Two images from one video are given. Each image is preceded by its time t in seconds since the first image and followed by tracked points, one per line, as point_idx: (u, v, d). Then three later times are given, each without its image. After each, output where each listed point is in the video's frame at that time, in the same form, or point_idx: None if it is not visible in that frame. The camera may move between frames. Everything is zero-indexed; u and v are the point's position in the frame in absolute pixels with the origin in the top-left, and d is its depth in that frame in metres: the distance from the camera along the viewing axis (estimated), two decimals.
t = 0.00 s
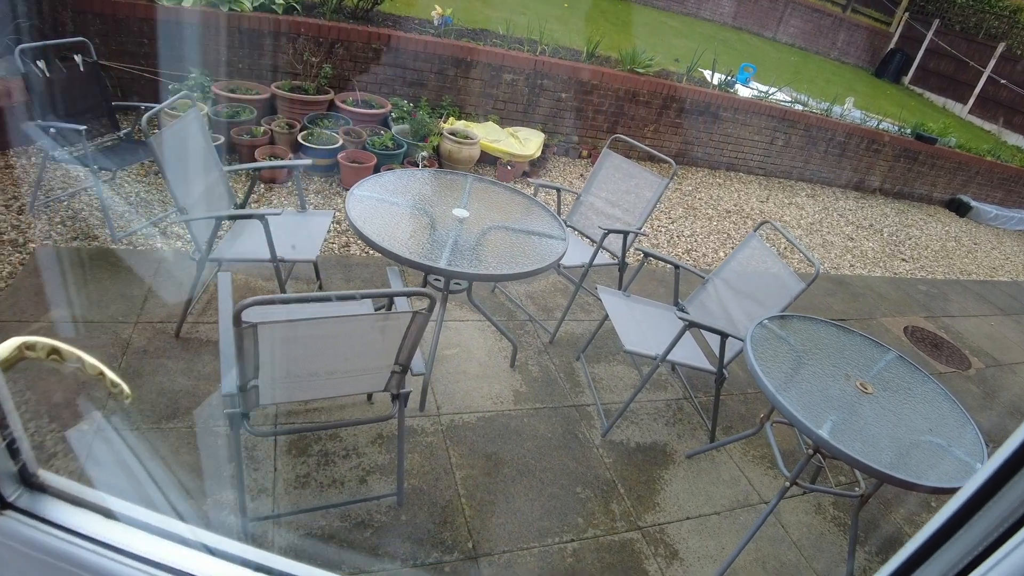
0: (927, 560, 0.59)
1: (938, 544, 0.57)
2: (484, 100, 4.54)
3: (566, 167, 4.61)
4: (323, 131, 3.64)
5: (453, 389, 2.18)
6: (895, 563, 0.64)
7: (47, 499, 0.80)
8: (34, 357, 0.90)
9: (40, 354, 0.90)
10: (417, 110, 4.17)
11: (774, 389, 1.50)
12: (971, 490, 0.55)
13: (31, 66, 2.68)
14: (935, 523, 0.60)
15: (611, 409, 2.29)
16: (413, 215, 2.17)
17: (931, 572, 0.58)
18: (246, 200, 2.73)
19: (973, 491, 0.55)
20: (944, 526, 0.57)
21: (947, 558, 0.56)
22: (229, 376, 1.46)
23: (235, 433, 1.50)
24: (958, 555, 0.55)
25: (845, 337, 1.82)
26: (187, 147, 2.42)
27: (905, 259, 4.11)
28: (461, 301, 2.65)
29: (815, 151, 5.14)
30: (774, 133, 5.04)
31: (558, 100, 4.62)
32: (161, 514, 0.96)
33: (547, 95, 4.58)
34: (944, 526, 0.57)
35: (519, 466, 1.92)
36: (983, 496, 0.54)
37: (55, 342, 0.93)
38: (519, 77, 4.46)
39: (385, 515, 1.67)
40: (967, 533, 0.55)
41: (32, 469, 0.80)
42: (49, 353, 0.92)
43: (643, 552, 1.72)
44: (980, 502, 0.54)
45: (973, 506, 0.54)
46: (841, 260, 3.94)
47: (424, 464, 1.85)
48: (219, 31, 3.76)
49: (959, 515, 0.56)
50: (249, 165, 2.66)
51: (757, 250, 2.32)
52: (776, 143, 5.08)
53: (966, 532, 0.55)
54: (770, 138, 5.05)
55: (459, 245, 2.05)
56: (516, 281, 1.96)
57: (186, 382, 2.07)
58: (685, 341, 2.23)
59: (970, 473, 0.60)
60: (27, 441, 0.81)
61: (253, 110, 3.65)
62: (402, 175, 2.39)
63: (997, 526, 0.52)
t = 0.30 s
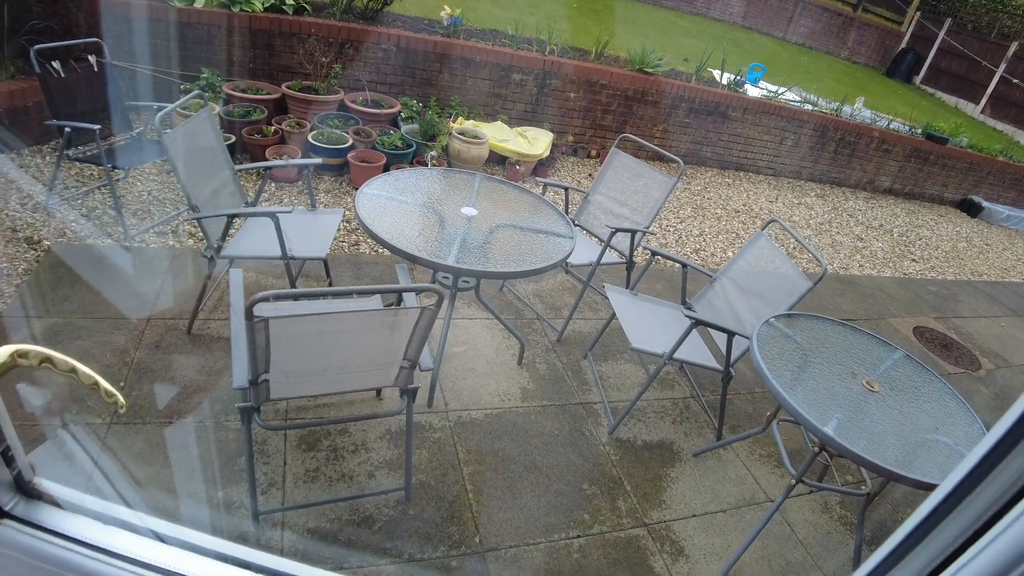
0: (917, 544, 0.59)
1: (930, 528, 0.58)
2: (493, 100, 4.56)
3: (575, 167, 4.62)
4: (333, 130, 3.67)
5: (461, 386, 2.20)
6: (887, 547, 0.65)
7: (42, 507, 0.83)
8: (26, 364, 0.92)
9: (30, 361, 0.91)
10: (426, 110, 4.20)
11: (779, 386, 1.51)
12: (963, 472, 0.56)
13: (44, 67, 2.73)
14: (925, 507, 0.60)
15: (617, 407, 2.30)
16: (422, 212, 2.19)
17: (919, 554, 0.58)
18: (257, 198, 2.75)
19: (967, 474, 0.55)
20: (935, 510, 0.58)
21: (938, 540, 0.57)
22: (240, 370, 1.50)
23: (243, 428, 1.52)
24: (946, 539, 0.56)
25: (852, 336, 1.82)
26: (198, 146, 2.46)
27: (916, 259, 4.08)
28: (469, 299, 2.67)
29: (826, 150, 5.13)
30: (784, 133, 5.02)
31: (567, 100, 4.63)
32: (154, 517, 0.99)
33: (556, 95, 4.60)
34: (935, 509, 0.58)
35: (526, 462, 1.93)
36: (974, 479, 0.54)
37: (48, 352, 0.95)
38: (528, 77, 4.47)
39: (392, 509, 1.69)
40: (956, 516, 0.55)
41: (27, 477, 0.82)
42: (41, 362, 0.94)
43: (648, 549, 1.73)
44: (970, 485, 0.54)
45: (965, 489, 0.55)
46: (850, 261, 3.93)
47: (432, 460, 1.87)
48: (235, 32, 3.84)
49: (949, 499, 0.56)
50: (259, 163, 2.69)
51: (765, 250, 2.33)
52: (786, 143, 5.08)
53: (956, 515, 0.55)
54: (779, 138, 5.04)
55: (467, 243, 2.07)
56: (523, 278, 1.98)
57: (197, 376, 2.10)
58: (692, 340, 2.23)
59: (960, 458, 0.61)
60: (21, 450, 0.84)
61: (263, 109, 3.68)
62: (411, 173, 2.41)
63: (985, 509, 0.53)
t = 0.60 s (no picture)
0: (905, 515, 0.63)
1: (917, 499, 0.61)
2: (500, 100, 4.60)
3: (581, 166, 4.64)
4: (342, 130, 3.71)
5: (468, 382, 2.22)
6: (876, 520, 0.69)
7: (55, 506, 0.83)
8: (34, 366, 0.95)
9: (39, 363, 0.94)
10: (433, 110, 4.24)
11: (783, 383, 1.52)
12: (948, 446, 0.59)
13: (57, 69, 2.79)
14: (912, 481, 0.64)
15: (623, 404, 2.31)
16: (430, 211, 2.22)
17: (907, 525, 0.62)
18: (267, 197, 2.79)
19: (951, 447, 0.59)
20: (921, 484, 0.61)
21: (926, 512, 0.60)
22: (253, 363, 1.53)
23: (255, 421, 1.56)
24: (934, 509, 0.59)
25: (857, 334, 1.84)
26: (211, 146, 2.50)
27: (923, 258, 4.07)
28: (477, 298, 2.69)
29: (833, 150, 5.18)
30: (790, 133, 5.07)
31: (573, 101, 4.66)
32: (151, 511, 1.00)
33: (563, 95, 4.63)
34: (922, 483, 0.61)
35: (532, 458, 1.95)
36: (958, 453, 0.58)
37: (57, 353, 0.98)
38: (534, 77, 4.51)
39: (401, 503, 1.72)
40: (941, 488, 0.59)
41: (38, 477, 0.83)
42: (50, 363, 0.97)
43: (653, 544, 1.74)
44: (954, 459, 0.58)
45: (950, 462, 0.58)
46: (856, 261, 3.92)
47: (440, 454, 1.90)
48: (245, 33, 3.90)
49: (936, 473, 0.60)
50: (269, 163, 2.72)
51: (769, 248, 2.34)
52: (793, 142, 5.12)
53: (940, 487, 0.59)
54: (786, 138, 5.09)
55: (474, 241, 2.10)
56: (529, 276, 2.00)
57: (208, 372, 2.14)
58: (697, 337, 2.25)
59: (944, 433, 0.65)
60: (30, 448, 0.84)
61: (273, 110, 3.73)
62: (419, 173, 2.44)
63: (966, 481, 0.56)
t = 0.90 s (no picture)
0: (870, 491, 0.63)
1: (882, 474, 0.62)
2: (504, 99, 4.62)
3: (584, 165, 4.67)
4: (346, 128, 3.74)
5: (471, 375, 2.25)
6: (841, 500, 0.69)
7: (49, 500, 0.82)
8: (25, 362, 1.00)
9: (29, 358, 0.99)
10: (437, 108, 4.26)
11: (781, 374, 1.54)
12: (912, 419, 0.60)
13: (66, 67, 2.81)
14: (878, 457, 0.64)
15: (624, 398, 2.33)
16: (433, 206, 2.24)
17: (873, 500, 0.62)
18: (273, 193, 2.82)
19: (915, 419, 0.59)
20: (880, 467, 0.62)
21: (889, 486, 0.60)
22: (260, 353, 1.55)
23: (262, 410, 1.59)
24: (897, 482, 0.59)
25: (856, 328, 1.85)
26: (219, 145, 2.53)
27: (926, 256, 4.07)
28: (480, 293, 2.72)
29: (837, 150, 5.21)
30: (793, 132, 5.12)
31: (576, 99, 4.71)
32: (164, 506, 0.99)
33: (566, 94, 4.66)
34: (886, 458, 0.62)
35: (534, 450, 1.97)
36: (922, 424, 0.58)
37: (45, 349, 1.04)
38: (537, 76, 4.55)
39: (404, 492, 1.74)
40: (905, 460, 0.59)
41: (31, 472, 0.81)
42: (38, 359, 1.02)
43: (653, 534, 1.76)
44: (919, 430, 0.58)
45: (914, 434, 0.59)
46: (859, 258, 3.93)
47: (443, 445, 1.92)
48: (250, 32, 3.92)
49: (900, 447, 0.60)
50: (275, 160, 2.75)
51: (769, 242, 2.36)
52: (796, 141, 5.18)
53: (905, 460, 0.59)
54: (789, 136, 5.15)
55: (477, 235, 2.12)
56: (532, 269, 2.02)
57: (215, 364, 2.17)
58: (697, 331, 2.26)
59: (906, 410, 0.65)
60: (23, 443, 0.83)
61: (278, 109, 3.77)
62: (423, 169, 2.47)
63: (929, 451, 0.57)
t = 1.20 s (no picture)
0: (847, 457, 0.62)
1: (857, 440, 0.61)
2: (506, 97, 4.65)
3: (586, 162, 4.69)
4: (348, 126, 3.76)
5: (472, 369, 2.27)
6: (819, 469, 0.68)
7: (32, 504, 0.83)
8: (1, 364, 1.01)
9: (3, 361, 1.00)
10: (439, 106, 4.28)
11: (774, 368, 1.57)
12: (885, 384, 0.59)
13: (72, 67, 2.85)
14: (853, 425, 0.64)
15: (624, 392, 2.35)
16: (434, 201, 2.26)
17: (848, 467, 0.62)
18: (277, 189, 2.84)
19: (888, 385, 0.59)
20: (856, 432, 0.61)
21: (864, 452, 0.60)
22: (263, 343, 1.58)
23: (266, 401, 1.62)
24: (871, 448, 0.59)
25: (854, 322, 1.87)
26: (224, 144, 2.57)
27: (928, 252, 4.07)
28: (482, 289, 2.74)
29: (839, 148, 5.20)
30: (794, 130, 5.03)
31: (578, 97, 4.73)
32: (137, 499, 1.00)
33: (567, 92, 4.68)
34: (862, 425, 0.61)
35: (534, 442, 1.99)
36: (895, 389, 0.58)
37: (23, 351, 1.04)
38: (539, 75, 4.58)
39: (406, 483, 1.77)
40: (879, 425, 0.58)
41: (13, 478, 0.82)
42: (17, 361, 1.03)
43: (652, 524, 1.76)
44: (892, 394, 0.58)
45: (889, 399, 0.58)
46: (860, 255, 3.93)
47: (444, 437, 1.94)
48: (254, 32, 3.95)
49: (876, 412, 0.60)
50: (278, 157, 2.77)
51: (767, 237, 2.38)
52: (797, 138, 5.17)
53: (879, 425, 0.59)
54: (790, 134, 5.07)
55: (476, 229, 2.14)
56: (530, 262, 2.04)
57: (218, 357, 2.19)
58: (695, 325, 2.28)
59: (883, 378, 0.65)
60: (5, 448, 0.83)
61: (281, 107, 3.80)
62: (423, 165, 2.48)
63: (902, 415, 0.56)
